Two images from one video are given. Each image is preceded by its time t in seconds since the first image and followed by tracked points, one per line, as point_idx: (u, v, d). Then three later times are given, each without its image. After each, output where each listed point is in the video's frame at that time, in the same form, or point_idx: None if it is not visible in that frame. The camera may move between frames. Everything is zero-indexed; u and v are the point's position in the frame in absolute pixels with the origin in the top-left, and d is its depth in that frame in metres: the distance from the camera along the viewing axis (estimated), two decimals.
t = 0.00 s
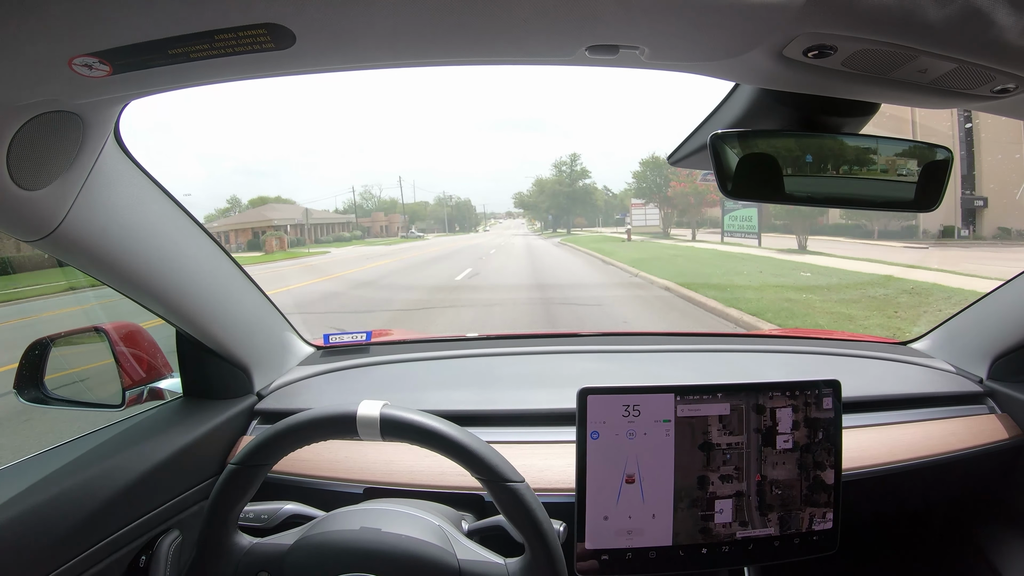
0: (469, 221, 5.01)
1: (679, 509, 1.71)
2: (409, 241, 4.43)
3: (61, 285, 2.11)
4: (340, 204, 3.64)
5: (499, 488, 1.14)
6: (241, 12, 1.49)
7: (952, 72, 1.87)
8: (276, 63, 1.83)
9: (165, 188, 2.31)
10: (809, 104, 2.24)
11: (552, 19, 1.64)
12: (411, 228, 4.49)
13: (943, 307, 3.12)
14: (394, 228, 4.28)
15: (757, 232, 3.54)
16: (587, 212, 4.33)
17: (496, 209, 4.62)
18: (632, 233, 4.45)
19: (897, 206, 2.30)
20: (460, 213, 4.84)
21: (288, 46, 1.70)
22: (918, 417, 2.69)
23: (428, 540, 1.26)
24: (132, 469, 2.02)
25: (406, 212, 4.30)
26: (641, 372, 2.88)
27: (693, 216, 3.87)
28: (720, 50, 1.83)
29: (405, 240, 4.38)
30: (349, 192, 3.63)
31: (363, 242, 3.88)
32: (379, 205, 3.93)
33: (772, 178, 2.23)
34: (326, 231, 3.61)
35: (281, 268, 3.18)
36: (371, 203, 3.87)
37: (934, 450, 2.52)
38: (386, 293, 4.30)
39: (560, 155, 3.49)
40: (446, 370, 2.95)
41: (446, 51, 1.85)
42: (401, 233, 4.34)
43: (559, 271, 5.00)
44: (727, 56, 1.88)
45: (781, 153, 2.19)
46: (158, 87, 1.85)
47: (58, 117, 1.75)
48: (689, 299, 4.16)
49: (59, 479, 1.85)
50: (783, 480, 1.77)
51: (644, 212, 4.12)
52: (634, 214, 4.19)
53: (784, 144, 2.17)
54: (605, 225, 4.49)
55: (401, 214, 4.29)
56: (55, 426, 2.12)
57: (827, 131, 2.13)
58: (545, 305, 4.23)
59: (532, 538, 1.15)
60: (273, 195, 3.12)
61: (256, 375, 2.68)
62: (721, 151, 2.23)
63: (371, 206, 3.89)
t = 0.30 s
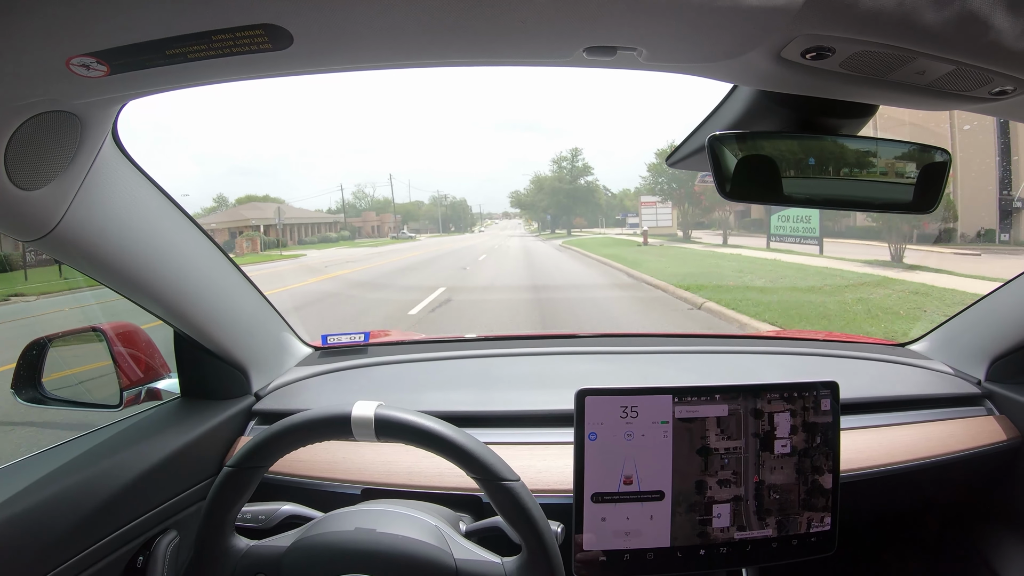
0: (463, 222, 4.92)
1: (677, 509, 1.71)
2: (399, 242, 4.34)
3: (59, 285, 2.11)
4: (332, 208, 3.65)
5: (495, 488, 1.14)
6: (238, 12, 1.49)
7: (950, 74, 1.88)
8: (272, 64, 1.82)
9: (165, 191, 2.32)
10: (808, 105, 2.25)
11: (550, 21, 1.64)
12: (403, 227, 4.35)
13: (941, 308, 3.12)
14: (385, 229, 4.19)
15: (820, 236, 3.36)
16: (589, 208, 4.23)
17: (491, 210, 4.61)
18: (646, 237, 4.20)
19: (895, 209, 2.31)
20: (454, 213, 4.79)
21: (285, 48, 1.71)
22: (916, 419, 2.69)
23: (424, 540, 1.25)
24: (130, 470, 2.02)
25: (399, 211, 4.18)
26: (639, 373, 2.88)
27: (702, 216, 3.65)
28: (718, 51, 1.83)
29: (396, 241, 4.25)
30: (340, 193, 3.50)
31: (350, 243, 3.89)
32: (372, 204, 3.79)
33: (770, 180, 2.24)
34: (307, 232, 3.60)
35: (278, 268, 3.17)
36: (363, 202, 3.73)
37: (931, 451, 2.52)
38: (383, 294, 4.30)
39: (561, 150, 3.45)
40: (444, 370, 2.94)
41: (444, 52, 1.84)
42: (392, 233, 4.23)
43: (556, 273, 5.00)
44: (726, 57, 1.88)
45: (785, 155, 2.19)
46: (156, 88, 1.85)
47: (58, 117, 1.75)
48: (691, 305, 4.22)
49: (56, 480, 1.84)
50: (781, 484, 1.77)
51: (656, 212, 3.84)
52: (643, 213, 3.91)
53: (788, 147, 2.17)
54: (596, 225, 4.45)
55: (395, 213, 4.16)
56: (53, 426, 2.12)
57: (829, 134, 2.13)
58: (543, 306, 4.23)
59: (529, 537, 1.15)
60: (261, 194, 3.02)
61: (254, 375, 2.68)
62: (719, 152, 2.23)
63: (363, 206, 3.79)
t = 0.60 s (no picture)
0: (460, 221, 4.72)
1: (678, 507, 1.71)
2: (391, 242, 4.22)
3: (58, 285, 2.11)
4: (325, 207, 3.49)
5: (496, 485, 1.14)
6: (236, 12, 1.49)
7: (948, 70, 1.88)
8: (270, 64, 1.82)
9: (166, 194, 2.33)
10: (806, 102, 2.25)
11: (547, 19, 1.64)
12: (395, 227, 4.29)
13: (941, 305, 3.13)
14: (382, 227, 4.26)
15: (921, 243, 3.08)
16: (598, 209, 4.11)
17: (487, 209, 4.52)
18: (675, 242, 4.33)
19: (894, 203, 2.30)
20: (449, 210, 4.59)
21: (283, 47, 1.71)
22: (916, 415, 2.70)
23: (424, 537, 1.26)
24: (131, 470, 2.03)
25: (393, 211, 4.15)
26: (638, 371, 2.88)
27: (716, 216, 3.79)
28: (715, 48, 1.84)
29: (385, 241, 4.15)
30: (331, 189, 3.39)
31: (338, 243, 3.68)
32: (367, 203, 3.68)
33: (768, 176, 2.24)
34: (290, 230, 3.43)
35: (277, 268, 3.17)
36: (358, 201, 3.60)
37: (931, 447, 2.53)
38: (382, 293, 4.29)
39: (564, 143, 3.29)
40: (444, 370, 2.95)
41: (443, 50, 1.84)
42: (383, 233, 4.16)
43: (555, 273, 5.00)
44: (723, 54, 1.88)
45: (787, 150, 2.21)
46: (154, 88, 1.85)
47: (56, 118, 1.75)
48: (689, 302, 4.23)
49: (58, 481, 1.85)
50: (781, 484, 1.77)
51: (672, 210, 3.93)
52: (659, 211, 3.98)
53: (791, 142, 2.19)
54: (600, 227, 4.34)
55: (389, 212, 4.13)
56: (54, 427, 2.12)
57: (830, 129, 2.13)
58: (542, 305, 4.23)
59: (529, 533, 1.16)
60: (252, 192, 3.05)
61: (254, 375, 2.68)
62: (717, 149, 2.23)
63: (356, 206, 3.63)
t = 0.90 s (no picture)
0: (460, 221, 4.74)
1: (676, 509, 1.71)
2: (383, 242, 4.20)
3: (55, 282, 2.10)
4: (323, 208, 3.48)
5: (496, 488, 1.14)
6: (236, 13, 1.49)
7: (948, 71, 1.88)
8: (269, 65, 1.82)
9: (166, 196, 2.33)
10: (805, 103, 2.25)
11: (548, 20, 1.64)
12: (388, 227, 4.33)
13: (940, 305, 3.13)
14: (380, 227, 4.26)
15: None
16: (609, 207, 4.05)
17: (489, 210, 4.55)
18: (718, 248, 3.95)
19: (893, 205, 2.31)
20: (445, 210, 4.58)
21: (282, 48, 1.70)
22: (916, 416, 2.69)
23: (422, 539, 1.25)
24: (130, 471, 2.02)
25: (386, 210, 4.18)
26: (637, 372, 2.88)
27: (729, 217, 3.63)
28: (714, 49, 1.83)
29: (376, 241, 4.14)
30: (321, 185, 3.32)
31: (324, 243, 3.61)
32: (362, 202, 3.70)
33: (767, 177, 2.24)
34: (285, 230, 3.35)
35: (275, 268, 3.16)
36: (353, 200, 3.62)
37: (930, 448, 2.53)
38: (380, 294, 4.29)
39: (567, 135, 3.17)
40: (443, 371, 2.94)
41: (443, 52, 1.84)
42: (374, 233, 4.17)
43: (553, 274, 5.01)
44: (723, 55, 1.88)
45: (788, 153, 2.19)
46: (154, 89, 1.85)
47: (57, 119, 1.76)
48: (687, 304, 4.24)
49: (57, 482, 1.85)
50: (781, 489, 1.77)
51: (694, 209, 3.71)
52: (679, 211, 3.75)
53: (791, 145, 2.18)
54: (606, 226, 4.27)
55: (383, 212, 4.16)
56: (53, 429, 2.12)
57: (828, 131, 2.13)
58: (540, 306, 4.23)
59: (530, 536, 1.16)
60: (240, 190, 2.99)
61: (253, 376, 2.68)
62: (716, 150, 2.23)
63: (350, 203, 3.66)
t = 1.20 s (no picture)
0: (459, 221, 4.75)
1: (676, 509, 1.71)
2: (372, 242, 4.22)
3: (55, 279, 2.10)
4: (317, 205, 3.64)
5: (496, 488, 1.15)
6: (236, 12, 1.49)
7: (949, 71, 1.87)
8: (268, 64, 1.82)
9: (167, 195, 2.34)
10: (805, 103, 2.25)
11: (547, 19, 1.64)
12: (382, 226, 4.39)
13: (939, 305, 3.13)
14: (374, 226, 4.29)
15: None
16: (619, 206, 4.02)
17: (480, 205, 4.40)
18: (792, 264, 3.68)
19: (893, 206, 2.31)
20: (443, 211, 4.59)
21: (282, 48, 1.71)
22: (915, 416, 2.70)
23: (420, 538, 1.26)
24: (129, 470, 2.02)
25: (382, 209, 4.29)
26: (637, 372, 2.88)
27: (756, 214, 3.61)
28: (715, 48, 1.83)
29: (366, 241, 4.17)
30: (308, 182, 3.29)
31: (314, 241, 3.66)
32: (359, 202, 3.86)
33: (766, 177, 2.24)
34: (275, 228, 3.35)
35: (275, 267, 3.16)
36: (348, 198, 3.74)
37: (929, 449, 2.53)
38: (380, 293, 4.29)
39: (575, 125, 3.08)
40: (443, 370, 2.95)
41: (443, 51, 1.84)
42: (365, 233, 4.20)
43: (553, 274, 5.01)
44: (723, 55, 1.88)
45: (790, 153, 2.19)
46: (153, 88, 1.85)
47: (56, 117, 1.75)
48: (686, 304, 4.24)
49: (56, 480, 1.85)
50: (780, 493, 1.77)
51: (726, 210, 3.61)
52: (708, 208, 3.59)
53: (791, 145, 2.18)
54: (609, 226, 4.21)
55: (376, 211, 4.21)
56: (53, 427, 2.12)
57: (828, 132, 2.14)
58: (539, 305, 4.24)
59: (530, 537, 1.16)
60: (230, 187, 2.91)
61: (253, 375, 2.68)
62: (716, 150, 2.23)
63: (344, 202, 3.79)
